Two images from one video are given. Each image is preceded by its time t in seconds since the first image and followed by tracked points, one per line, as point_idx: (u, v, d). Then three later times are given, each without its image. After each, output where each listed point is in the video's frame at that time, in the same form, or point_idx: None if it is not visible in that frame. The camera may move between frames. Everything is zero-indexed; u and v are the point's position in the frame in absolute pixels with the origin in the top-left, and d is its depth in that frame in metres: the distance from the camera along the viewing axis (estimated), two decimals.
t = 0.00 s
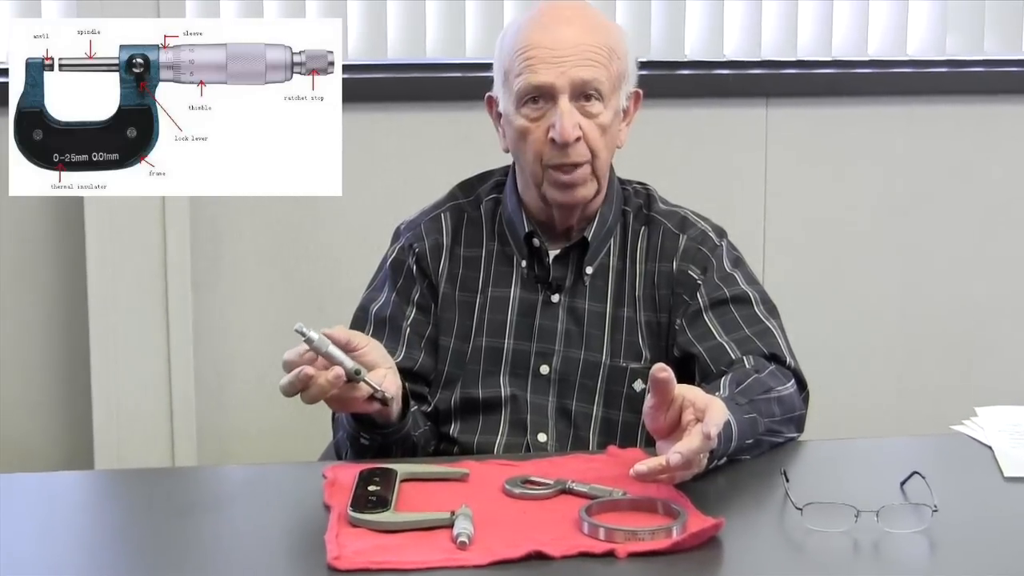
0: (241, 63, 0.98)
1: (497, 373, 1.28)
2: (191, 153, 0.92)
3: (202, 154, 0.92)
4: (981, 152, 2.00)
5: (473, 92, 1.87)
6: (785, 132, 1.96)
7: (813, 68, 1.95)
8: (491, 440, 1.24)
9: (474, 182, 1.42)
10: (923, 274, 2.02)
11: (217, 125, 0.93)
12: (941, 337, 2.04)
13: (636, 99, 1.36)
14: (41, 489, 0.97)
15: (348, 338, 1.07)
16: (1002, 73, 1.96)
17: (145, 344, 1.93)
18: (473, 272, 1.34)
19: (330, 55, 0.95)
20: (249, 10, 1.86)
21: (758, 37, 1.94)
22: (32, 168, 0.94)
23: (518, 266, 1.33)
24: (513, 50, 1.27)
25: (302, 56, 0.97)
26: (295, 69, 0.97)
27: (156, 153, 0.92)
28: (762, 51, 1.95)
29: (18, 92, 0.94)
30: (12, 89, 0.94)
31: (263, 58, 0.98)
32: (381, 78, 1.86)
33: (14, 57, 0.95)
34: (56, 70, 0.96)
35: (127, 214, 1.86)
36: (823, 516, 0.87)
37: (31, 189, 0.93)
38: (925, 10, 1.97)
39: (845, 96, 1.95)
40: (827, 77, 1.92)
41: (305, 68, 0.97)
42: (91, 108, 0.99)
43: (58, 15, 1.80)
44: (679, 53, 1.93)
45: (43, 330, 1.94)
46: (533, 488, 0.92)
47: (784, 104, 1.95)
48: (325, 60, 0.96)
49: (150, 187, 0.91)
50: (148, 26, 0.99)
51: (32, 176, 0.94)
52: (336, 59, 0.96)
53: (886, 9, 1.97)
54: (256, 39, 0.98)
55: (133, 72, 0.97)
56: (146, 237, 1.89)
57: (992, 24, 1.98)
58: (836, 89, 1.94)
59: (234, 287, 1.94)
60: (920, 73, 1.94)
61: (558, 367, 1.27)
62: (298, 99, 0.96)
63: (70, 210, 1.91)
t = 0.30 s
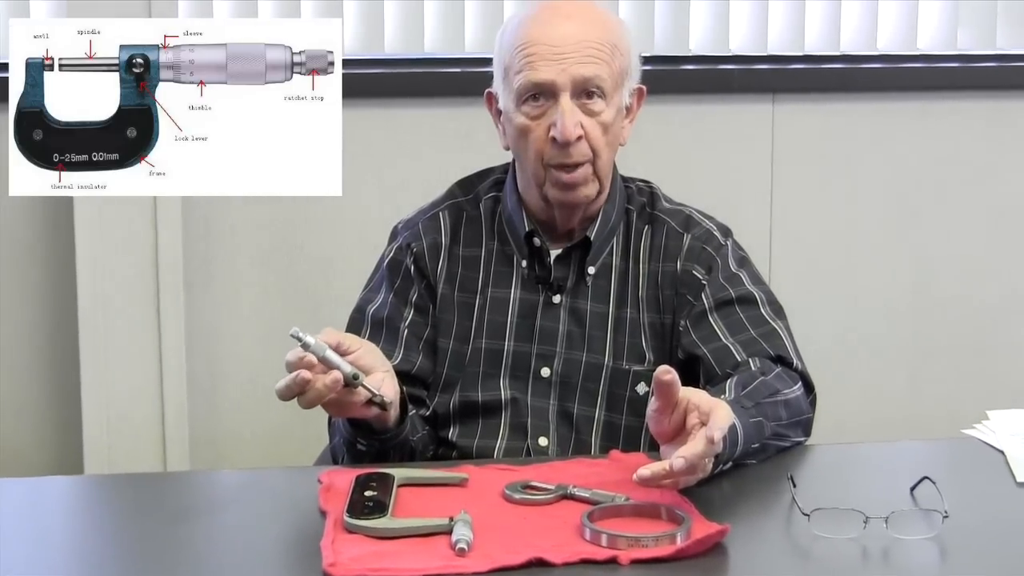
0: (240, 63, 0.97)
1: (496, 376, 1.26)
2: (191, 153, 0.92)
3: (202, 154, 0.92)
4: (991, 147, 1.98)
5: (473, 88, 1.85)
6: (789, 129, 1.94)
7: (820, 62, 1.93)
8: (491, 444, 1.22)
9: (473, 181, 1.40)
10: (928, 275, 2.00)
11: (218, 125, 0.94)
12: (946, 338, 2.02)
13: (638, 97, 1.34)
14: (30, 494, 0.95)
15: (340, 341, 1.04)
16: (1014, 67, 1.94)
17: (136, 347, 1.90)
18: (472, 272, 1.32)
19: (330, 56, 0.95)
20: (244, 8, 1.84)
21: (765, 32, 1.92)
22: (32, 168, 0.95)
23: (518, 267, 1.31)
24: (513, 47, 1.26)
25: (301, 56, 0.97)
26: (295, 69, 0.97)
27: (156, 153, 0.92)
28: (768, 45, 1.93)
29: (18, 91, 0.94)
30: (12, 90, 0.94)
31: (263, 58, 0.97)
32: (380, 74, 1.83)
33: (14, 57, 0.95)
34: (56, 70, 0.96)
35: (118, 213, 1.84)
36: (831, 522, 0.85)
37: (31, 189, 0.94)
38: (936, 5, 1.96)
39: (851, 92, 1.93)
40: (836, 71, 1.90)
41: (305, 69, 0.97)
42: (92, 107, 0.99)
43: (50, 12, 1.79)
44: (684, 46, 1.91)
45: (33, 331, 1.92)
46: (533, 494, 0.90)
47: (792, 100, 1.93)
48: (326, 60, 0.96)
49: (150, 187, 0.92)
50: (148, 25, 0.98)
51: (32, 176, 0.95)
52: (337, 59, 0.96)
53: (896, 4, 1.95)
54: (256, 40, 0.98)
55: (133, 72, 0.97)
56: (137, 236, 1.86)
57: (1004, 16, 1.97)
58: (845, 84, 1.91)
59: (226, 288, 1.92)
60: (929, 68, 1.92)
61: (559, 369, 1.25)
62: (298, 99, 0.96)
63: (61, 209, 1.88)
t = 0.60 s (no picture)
0: (241, 63, 0.97)
1: (496, 379, 1.25)
2: (192, 154, 0.91)
3: (203, 154, 0.91)
4: (999, 144, 1.97)
5: (474, 84, 1.84)
6: (792, 127, 1.92)
7: (825, 59, 1.91)
8: (491, 447, 1.21)
9: (472, 179, 1.38)
10: (932, 274, 1.99)
11: (218, 125, 0.92)
12: (950, 338, 2.01)
13: (637, 102, 1.32)
14: (22, 498, 0.93)
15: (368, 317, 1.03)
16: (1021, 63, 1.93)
17: (131, 348, 1.89)
18: (472, 272, 1.30)
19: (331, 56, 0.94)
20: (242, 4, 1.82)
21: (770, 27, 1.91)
22: (31, 169, 0.93)
23: (518, 267, 1.30)
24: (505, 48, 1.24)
25: (301, 56, 0.95)
26: (295, 69, 0.96)
27: (156, 153, 0.90)
28: (773, 41, 1.92)
29: (18, 92, 0.92)
30: (13, 90, 0.92)
31: (263, 58, 0.97)
32: (379, 70, 1.82)
33: (14, 57, 0.93)
34: (56, 70, 0.95)
35: (112, 213, 1.83)
36: (836, 526, 0.84)
37: (31, 190, 0.91)
38: None
39: (856, 89, 1.92)
40: (841, 67, 1.89)
41: (305, 69, 0.95)
42: (91, 108, 0.98)
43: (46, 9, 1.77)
44: (688, 42, 1.90)
45: (27, 331, 1.91)
46: (533, 497, 0.89)
47: (796, 97, 1.92)
48: (326, 60, 0.95)
49: (151, 187, 0.91)
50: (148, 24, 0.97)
51: (31, 176, 0.92)
52: (337, 59, 0.95)
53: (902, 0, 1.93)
54: (256, 40, 0.98)
55: (133, 72, 0.96)
56: (131, 235, 1.84)
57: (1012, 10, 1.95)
58: (850, 81, 1.90)
59: (223, 288, 1.91)
60: (936, 65, 1.91)
61: (560, 372, 1.24)
62: (298, 99, 0.95)
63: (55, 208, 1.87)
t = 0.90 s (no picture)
0: (241, 63, 0.96)
1: (496, 379, 1.25)
2: (192, 154, 0.91)
3: (203, 154, 0.91)
4: (998, 144, 1.97)
5: (474, 84, 1.84)
6: (792, 127, 1.92)
7: (825, 59, 1.92)
8: (490, 447, 1.21)
9: (472, 179, 1.38)
10: (932, 275, 1.99)
11: (217, 124, 0.93)
12: (950, 338, 2.01)
13: (636, 103, 1.32)
14: (22, 498, 0.93)
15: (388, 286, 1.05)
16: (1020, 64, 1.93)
17: (130, 348, 1.88)
18: (471, 272, 1.30)
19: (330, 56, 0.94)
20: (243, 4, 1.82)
21: (770, 27, 1.91)
22: (32, 168, 0.94)
23: (518, 267, 1.30)
24: (504, 49, 1.24)
25: (301, 56, 0.95)
26: (295, 69, 0.96)
27: (156, 153, 0.91)
28: (773, 41, 1.92)
29: (18, 92, 0.93)
30: (13, 90, 0.93)
31: (263, 58, 0.96)
32: (380, 71, 1.82)
33: (14, 56, 0.93)
34: (56, 70, 0.95)
35: (112, 212, 1.83)
36: (836, 526, 0.84)
37: (31, 189, 0.93)
38: None
39: (856, 89, 1.92)
40: (841, 68, 1.89)
41: (305, 68, 0.95)
42: (92, 107, 0.98)
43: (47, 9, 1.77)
44: (688, 42, 1.90)
45: (26, 331, 1.91)
46: (534, 497, 0.89)
47: (795, 97, 1.92)
48: (326, 60, 0.95)
49: (151, 187, 0.91)
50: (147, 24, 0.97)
51: (32, 176, 0.93)
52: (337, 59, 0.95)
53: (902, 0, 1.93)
54: (255, 40, 0.97)
55: (133, 72, 0.96)
56: (131, 235, 1.85)
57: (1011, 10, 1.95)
58: (850, 81, 1.90)
59: (222, 288, 1.91)
60: (936, 65, 1.91)
61: (560, 372, 1.24)
62: (298, 99, 0.95)
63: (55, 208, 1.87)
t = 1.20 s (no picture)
0: (241, 63, 0.96)
1: (496, 378, 1.25)
2: (192, 154, 0.91)
3: (203, 154, 0.91)
4: (998, 144, 1.97)
5: (474, 84, 1.84)
6: (792, 127, 1.92)
7: (825, 59, 1.92)
8: (490, 447, 1.21)
9: (472, 179, 1.38)
10: (932, 275, 1.99)
11: (218, 124, 0.93)
12: (949, 338, 2.01)
13: (637, 98, 1.32)
14: (22, 498, 0.93)
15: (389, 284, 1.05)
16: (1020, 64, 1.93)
17: (130, 348, 1.88)
18: (471, 272, 1.30)
19: (330, 56, 0.94)
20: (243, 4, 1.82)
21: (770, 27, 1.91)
22: (32, 168, 0.93)
23: (518, 267, 1.30)
24: (510, 53, 1.24)
25: (301, 56, 0.96)
26: (295, 69, 0.96)
27: (156, 153, 0.90)
28: (773, 41, 1.92)
29: (18, 92, 0.93)
30: (13, 90, 0.92)
31: (263, 58, 0.97)
32: (380, 71, 1.82)
33: (14, 56, 0.92)
34: (56, 70, 0.95)
35: (111, 212, 1.83)
36: (836, 525, 0.84)
37: (31, 189, 0.92)
38: None
39: (856, 89, 1.92)
40: (841, 68, 1.89)
41: (305, 69, 0.96)
42: (92, 106, 0.98)
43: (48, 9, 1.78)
44: (687, 42, 1.90)
45: (26, 331, 1.91)
46: (534, 497, 0.89)
47: (795, 97, 1.92)
48: (326, 60, 0.95)
49: (151, 187, 0.91)
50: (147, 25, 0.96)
51: (32, 176, 0.93)
52: (337, 59, 0.95)
53: None
54: (255, 40, 0.98)
55: (133, 72, 0.95)
56: (130, 235, 1.85)
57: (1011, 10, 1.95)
58: (850, 81, 1.90)
59: (222, 287, 1.90)
60: (935, 65, 1.91)
61: (560, 371, 1.24)
62: (298, 98, 0.95)
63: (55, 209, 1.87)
